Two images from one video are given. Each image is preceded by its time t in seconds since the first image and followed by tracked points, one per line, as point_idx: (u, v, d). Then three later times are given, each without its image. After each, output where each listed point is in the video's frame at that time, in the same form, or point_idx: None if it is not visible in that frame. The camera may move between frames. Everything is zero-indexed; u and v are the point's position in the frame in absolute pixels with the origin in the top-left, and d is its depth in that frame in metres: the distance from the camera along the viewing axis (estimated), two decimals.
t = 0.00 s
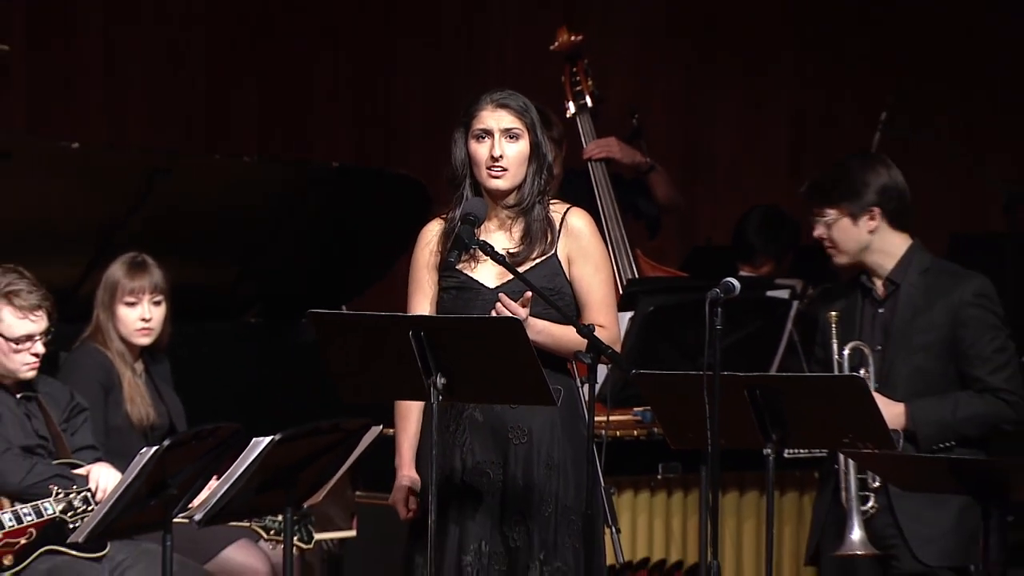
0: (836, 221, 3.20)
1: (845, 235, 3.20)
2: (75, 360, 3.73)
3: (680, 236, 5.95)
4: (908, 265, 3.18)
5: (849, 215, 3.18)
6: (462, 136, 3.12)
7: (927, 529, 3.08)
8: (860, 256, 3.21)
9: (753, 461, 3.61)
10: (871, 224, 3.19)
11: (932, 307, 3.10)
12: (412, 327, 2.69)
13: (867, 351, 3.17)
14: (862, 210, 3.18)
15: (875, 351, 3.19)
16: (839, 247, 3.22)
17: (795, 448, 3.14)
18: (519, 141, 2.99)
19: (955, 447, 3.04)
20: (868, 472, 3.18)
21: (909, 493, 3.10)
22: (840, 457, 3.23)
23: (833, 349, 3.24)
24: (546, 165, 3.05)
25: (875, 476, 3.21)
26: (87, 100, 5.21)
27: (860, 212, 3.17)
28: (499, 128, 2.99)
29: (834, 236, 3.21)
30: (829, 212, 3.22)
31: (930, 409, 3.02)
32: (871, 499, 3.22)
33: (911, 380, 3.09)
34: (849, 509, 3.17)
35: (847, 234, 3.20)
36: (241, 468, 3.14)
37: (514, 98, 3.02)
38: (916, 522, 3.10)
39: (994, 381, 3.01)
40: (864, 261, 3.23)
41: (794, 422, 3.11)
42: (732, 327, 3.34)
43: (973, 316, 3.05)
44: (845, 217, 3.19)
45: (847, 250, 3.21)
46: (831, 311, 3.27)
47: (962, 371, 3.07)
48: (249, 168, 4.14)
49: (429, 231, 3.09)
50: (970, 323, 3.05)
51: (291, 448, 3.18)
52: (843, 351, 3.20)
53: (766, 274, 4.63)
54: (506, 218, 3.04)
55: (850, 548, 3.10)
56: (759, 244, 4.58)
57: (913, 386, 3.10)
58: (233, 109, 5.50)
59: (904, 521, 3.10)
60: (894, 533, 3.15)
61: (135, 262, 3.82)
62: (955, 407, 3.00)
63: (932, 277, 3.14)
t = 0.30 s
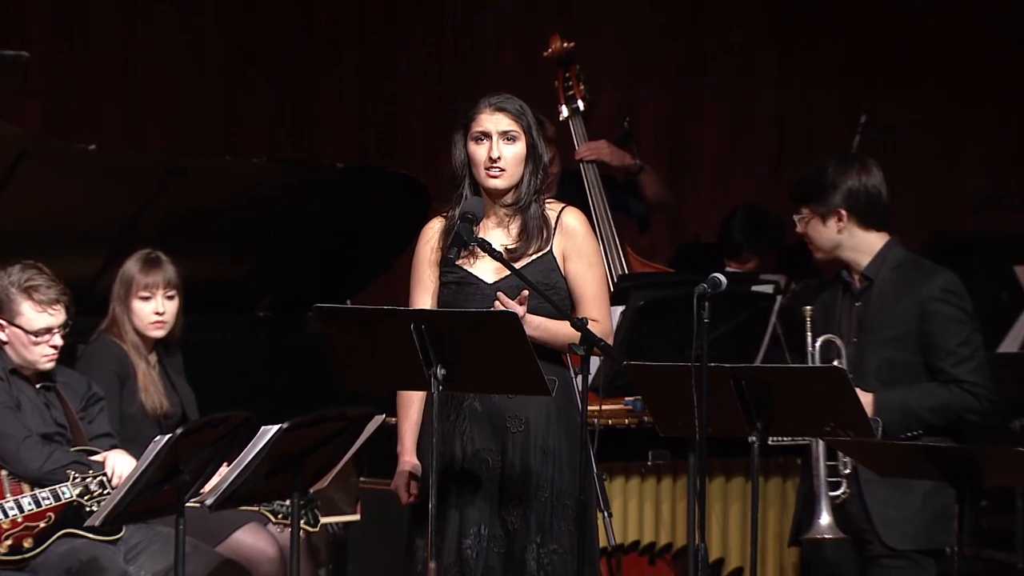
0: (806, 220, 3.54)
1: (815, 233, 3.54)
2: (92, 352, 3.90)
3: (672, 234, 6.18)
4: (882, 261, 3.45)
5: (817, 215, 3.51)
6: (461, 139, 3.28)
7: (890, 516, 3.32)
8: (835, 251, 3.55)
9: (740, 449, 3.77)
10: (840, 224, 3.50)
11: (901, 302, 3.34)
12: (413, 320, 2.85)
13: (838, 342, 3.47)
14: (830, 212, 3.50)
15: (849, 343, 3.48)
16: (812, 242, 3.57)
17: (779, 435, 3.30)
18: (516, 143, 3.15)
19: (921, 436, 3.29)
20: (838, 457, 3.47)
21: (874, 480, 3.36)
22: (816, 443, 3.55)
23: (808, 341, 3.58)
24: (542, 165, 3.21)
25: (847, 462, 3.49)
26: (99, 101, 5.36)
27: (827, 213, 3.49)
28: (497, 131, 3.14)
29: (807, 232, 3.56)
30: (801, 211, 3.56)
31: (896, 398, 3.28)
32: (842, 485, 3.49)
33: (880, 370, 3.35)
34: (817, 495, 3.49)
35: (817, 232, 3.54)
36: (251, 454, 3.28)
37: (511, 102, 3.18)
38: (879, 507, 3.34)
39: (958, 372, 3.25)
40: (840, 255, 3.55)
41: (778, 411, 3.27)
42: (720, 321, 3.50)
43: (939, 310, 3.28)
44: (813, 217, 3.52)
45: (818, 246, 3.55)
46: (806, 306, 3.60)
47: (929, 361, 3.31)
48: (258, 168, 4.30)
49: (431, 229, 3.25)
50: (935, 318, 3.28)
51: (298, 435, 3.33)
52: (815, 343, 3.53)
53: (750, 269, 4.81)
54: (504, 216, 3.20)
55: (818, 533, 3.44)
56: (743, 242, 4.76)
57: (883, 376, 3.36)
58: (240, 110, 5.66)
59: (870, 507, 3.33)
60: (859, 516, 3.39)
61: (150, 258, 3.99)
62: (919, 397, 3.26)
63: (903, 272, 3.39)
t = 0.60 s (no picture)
0: (791, 216, 3.80)
1: (799, 229, 3.78)
2: (106, 346, 4.06)
3: (662, 230, 6.37)
4: (862, 259, 3.69)
5: (802, 212, 3.76)
6: (459, 141, 3.44)
7: (861, 503, 3.52)
8: (817, 247, 3.79)
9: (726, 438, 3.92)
10: (823, 221, 3.75)
11: (877, 300, 3.59)
12: (414, 315, 3.00)
13: (816, 338, 3.72)
14: (814, 209, 3.75)
15: (828, 337, 3.72)
16: (797, 238, 3.81)
17: (763, 425, 3.46)
18: (512, 146, 3.29)
19: (893, 427, 3.56)
20: (815, 445, 3.66)
21: (850, 468, 3.54)
22: (796, 431, 3.73)
23: (788, 335, 3.81)
24: (537, 167, 3.37)
25: (824, 449, 3.67)
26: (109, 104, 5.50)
27: (811, 210, 3.74)
28: (494, 135, 3.29)
29: (792, 228, 3.81)
30: (788, 208, 3.82)
31: (871, 391, 3.55)
32: (817, 473, 3.68)
33: (857, 364, 3.61)
34: (792, 482, 3.65)
35: (802, 228, 3.78)
36: (257, 445, 3.43)
37: (507, 107, 3.34)
38: (852, 494, 3.54)
39: (928, 367, 3.50)
40: (823, 252, 3.79)
41: (763, 403, 3.43)
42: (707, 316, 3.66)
43: (912, 308, 3.53)
44: (798, 213, 3.77)
45: (803, 241, 3.80)
46: (785, 304, 3.89)
47: (902, 356, 3.57)
48: (265, 170, 4.45)
49: (430, 229, 3.41)
50: (910, 315, 3.53)
51: (302, 426, 3.47)
52: (794, 338, 3.75)
53: (737, 267, 4.98)
54: (500, 216, 3.34)
55: (791, 519, 3.62)
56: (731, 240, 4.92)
57: (858, 369, 3.62)
58: (246, 112, 5.82)
59: (844, 496, 3.53)
60: (835, 503, 3.59)
61: (161, 256, 4.14)
62: (893, 392, 3.53)
63: (880, 270, 3.63)
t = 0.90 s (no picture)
0: (779, 216, 3.95)
1: (786, 228, 3.94)
2: (121, 341, 4.24)
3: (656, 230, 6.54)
4: (843, 258, 3.86)
5: (789, 211, 3.92)
6: (458, 146, 3.61)
7: (840, 491, 3.70)
8: (803, 246, 3.95)
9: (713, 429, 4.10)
10: (809, 219, 3.91)
11: (857, 299, 3.77)
12: (415, 312, 3.18)
13: (799, 333, 3.89)
14: (800, 208, 3.91)
15: (811, 332, 3.90)
16: (784, 237, 3.97)
17: (748, 416, 3.64)
18: (509, 150, 3.46)
19: (871, 418, 3.74)
20: (796, 437, 3.85)
21: (830, 458, 3.72)
22: (778, 422, 3.92)
23: (772, 330, 4.02)
24: (533, 170, 3.54)
25: (806, 440, 3.85)
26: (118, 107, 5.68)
27: (798, 209, 3.91)
28: (492, 140, 3.45)
29: (779, 228, 3.97)
30: (776, 207, 3.97)
31: (850, 385, 3.73)
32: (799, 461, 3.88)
33: (837, 359, 3.79)
34: (774, 472, 3.86)
35: (789, 227, 3.94)
36: (266, 435, 3.61)
37: (504, 113, 3.50)
38: (831, 482, 3.72)
39: (905, 363, 3.69)
40: (807, 251, 3.95)
41: (747, 396, 3.61)
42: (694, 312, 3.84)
43: (890, 306, 3.71)
44: (785, 212, 3.93)
45: (790, 240, 3.96)
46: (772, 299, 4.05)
47: (880, 351, 3.75)
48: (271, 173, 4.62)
49: (431, 229, 3.58)
50: (887, 312, 3.71)
51: (308, 417, 3.65)
52: (777, 332, 3.97)
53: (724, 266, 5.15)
54: (498, 217, 3.51)
55: (774, 506, 3.86)
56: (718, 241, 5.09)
57: (838, 364, 3.80)
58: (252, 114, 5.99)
59: (823, 485, 3.71)
60: (815, 492, 3.77)
61: (173, 254, 4.32)
62: (871, 385, 3.71)
63: (860, 270, 3.80)
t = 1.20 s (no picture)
0: (767, 215, 4.11)
1: (774, 227, 4.11)
2: (136, 337, 4.43)
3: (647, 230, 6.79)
4: (825, 258, 4.04)
5: (778, 210, 4.09)
6: (457, 151, 3.80)
7: (823, 480, 3.88)
8: (788, 245, 4.12)
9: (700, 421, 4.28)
10: (797, 218, 4.09)
11: (839, 297, 3.95)
12: (415, 309, 3.36)
13: (783, 330, 4.07)
14: (789, 208, 4.08)
15: (794, 328, 4.08)
16: (772, 236, 4.14)
17: (733, 408, 3.82)
18: (506, 155, 3.64)
19: (853, 410, 3.92)
20: (781, 427, 4.01)
21: (813, 449, 3.90)
22: (764, 415, 4.09)
23: (758, 327, 4.17)
24: (529, 174, 3.72)
25: (790, 432, 4.03)
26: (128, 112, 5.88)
27: (786, 209, 4.08)
28: (489, 145, 3.63)
29: (767, 228, 4.13)
30: (763, 208, 4.13)
31: (833, 378, 3.91)
32: (783, 452, 4.03)
33: (820, 354, 3.97)
34: (760, 460, 4.01)
35: (777, 226, 4.11)
36: (274, 426, 3.77)
37: (501, 119, 3.68)
38: (815, 473, 3.90)
39: (885, 357, 3.87)
40: (791, 250, 4.13)
41: (732, 389, 3.80)
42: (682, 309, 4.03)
43: (872, 303, 3.89)
44: (774, 212, 4.10)
45: (777, 239, 4.13)
46: (758, 297, 4.21)
47: (861, 346, 3.93)
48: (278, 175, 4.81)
49: (432, 230, 3.76)
50: (868, 309, 3.90)
51: (313, 410, 3.82)
52: (764, 330, 4.10)
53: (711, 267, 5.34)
54: (495, 218, 3.70)
55: (760, 494, 4.00)
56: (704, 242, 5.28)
57: (821, 359, 3.98)
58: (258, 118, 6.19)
59: (807, 473, 3.89)
60: (800, 481, 3.95)
61: (186, 254, 4.51)
62: (854, 379, 3.89)
63: (841, 269, 3.99)
